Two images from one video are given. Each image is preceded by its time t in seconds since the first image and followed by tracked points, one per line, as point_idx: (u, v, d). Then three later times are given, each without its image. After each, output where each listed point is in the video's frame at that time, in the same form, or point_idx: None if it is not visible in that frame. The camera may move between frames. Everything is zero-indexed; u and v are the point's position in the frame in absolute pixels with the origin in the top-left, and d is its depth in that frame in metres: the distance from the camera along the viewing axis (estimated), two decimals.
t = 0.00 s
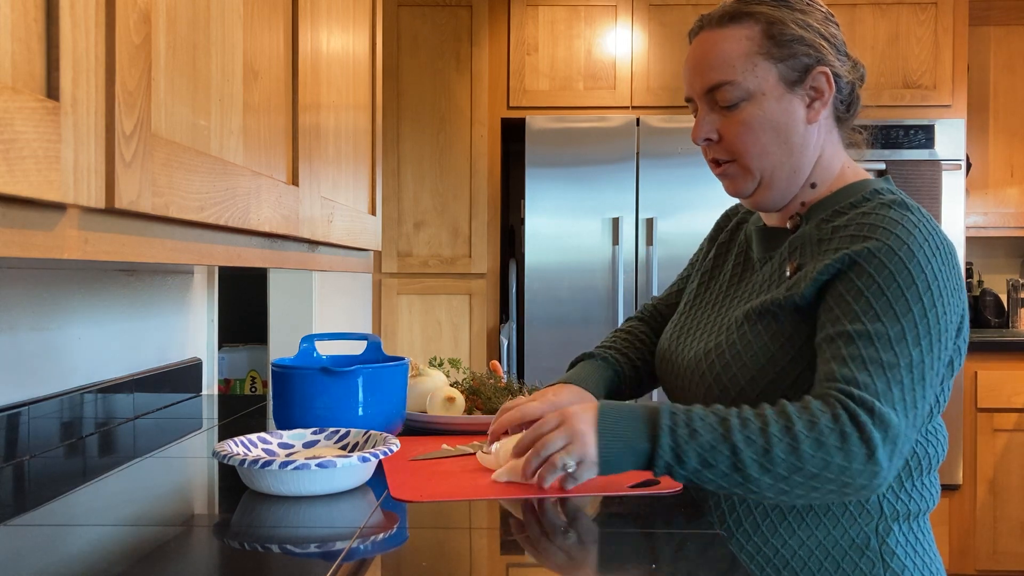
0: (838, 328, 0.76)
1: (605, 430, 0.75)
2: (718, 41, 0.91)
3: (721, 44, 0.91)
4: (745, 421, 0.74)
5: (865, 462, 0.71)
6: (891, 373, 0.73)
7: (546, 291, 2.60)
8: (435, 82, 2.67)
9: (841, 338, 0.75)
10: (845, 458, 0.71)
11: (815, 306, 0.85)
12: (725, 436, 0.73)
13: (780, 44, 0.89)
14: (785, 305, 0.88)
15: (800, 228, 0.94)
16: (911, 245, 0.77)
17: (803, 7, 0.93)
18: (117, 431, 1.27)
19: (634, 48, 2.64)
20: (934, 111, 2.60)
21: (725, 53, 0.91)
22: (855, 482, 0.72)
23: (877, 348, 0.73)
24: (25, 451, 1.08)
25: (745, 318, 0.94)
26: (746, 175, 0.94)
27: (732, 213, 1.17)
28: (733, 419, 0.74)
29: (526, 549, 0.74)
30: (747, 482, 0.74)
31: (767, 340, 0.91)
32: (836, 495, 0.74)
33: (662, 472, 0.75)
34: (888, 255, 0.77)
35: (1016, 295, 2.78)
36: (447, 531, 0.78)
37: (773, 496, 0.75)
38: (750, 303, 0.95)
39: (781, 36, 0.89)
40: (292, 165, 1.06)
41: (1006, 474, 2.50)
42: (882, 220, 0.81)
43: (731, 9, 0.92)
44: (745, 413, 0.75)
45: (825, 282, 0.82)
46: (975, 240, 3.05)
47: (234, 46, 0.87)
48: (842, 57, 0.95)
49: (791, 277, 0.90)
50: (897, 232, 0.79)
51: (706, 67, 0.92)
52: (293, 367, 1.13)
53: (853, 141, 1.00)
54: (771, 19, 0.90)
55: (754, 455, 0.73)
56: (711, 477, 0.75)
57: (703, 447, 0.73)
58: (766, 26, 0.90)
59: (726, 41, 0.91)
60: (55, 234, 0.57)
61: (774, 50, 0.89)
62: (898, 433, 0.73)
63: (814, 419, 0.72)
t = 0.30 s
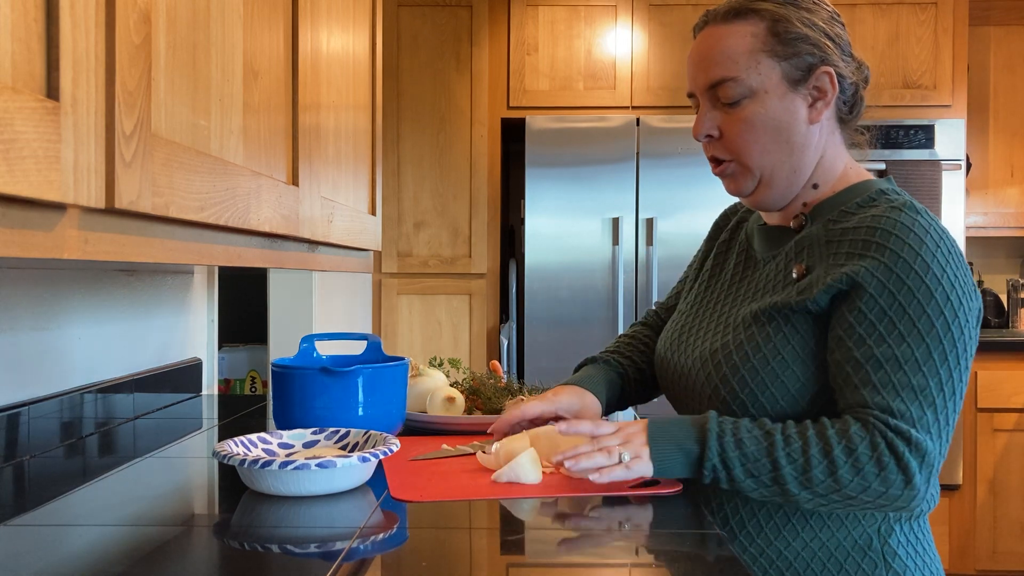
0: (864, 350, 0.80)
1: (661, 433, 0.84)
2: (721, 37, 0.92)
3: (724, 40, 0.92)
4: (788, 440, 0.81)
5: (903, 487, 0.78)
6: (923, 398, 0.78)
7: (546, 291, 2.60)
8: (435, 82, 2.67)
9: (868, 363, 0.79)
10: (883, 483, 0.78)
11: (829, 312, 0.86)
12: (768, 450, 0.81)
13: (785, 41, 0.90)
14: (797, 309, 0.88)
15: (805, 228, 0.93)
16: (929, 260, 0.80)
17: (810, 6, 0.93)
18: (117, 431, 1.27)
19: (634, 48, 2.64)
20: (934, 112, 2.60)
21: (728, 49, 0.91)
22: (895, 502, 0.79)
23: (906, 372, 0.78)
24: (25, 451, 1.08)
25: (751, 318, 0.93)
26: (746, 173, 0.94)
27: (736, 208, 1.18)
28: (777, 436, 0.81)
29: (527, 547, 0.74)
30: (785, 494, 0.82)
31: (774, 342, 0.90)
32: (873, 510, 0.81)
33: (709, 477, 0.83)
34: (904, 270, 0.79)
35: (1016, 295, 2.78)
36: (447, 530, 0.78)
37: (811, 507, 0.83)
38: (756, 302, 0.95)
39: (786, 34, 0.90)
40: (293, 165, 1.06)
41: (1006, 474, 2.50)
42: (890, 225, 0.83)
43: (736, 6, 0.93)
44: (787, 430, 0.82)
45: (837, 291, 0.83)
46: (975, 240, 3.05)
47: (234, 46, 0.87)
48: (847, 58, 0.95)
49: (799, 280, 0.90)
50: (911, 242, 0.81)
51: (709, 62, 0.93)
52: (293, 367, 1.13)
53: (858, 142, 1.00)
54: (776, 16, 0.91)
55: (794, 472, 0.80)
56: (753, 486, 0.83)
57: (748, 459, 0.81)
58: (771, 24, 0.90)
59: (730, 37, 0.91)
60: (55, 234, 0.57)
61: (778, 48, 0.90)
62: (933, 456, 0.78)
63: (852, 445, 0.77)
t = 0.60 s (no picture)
0: (849, 339, 0.80)
1: (625, 441, 0.88)
2: (726, 34, 0.92)
3: (729, 37, 0.91)
4: (758, 431, 0.81)
5: (878, 475, 0.77)
6: (904, 387, 0.77)
7: (546, 291, 2.60)
8: (436, 82, 2.67)
9: (852, 351, 0.79)
10: (857, 471, 0.77)
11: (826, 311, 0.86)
12: (740, 445, 0.81)
13: (789, 40, 0.90)
14: (796, 309, 0.87)
15: (802, 228, 0.93)
16: (923, 255, 0.80)
17: (814, 5, 0.93)
18: (117, 431, 1.27)
19: (634, 48, 2.64)
20: (934, 111, 2.60)
21: (733, 46, 0.91)
22: (869, 493, 0.78)
23: (889, 361, 0.77)
24: (25, 451, 1.08)
25: (749, 319, 0.93)
26: (747, 171, 0.94)
27: (732, 204, 1.18)
28: (748, 429, 0.82)
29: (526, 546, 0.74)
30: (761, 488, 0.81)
31: (773, 343, 0.90)
32: (849, 502, 0.80)
33: (681, 477, 0.84)
34: (900, 263, 0.79)
35: (1016, 295, 2.78)
36: (447, 530, 0.78)
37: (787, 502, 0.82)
38: (755, 303, 0.95)
39: (790, 33, 0.90)
40: (293, 165, 1.06)
41: (1007, 474, 2.49)
42: (888, 222, 0.83)
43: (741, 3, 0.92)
44: (760, 423, 0.82)
45: (834, 287, 0.83)
46: (975, 240, 3.05)
47: (234, 46, 0.87)
48: (849, 58, 0.95)
49: (798, 279, 0.90)
50: (908, 238, 0.81)
51: (713, 59, 0.92)
52: (293, 367, 1.13)
53: (856, 142, 1.00)
54: (781, 15, 0.90)
55: (768, 464, 0.80)
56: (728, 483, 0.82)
57: (720, 454, 0.81)
58: (776, 22, 0.90)
59: (735, 34, 0.91)
60: (55, 234, 0.57)
61: (782, 46, 0.90)
62: (911, 446, 0.78)
63: (826, 432, 0.78)
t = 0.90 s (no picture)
0: (827, 323, 0.78)
1: (577, 445, 0.83)
2: (721, 32, 0.91)
3: (724, 35, 0.91)
4: (711, 422, 0.78)
5: (838, 453, 0.74)
6: (874, 368, 0.74)
7: (547, 291, 2.60)
8: (435, 82, 2.67)
9: (828, 333, 0.77)
10: (816, 450, 0.74)
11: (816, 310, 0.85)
12: (693, 438, 0.77)
13: (785, 38, 0.90)
14: (789, 311, 0.87)
15: (797, 229, 0.94)
16: (913, 249, 0.79)
17: (811, 4, 0.93)
18: (117, 431, 1.27)
19: (634, 48, 2.64)
20: (934, 111, 2.60)
21: (729, 44, 0.90)
22: (830, 475, 0.74)
23: (863, 343, 0.75)
24: (25, 451, 1.08)
25: (744, 323, 0.93)
26: (744, 170, 0.94)
27: (725, 200, 1.18)
28: (701, 421, 0.78)
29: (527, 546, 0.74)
30: (720, 482, 0.77)
31: (768, 347, 0.90)
32: (814, 491, 0.76)
33: (635, 480, 0.80)
34: (888, 257, 0.78)
35: (1016, 295, 2.78)
36: (447, 530, 0.78)
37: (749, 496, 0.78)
38: (750, 308, 0.94)
39: (786, 31, 0.90)
40: (292, 165, 1.05)
41: (1007, 474, 2.49)
42: (883, 222, 0.82)
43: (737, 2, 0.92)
44: (713, 415, 0.79)
45: (823, 285, 0.82)
46: (975, 240, 3.05)
47: (234, 46, 0.87)
48: (844, 58, 0.95)
49: (792, 280, 0.89)
50: (898, 234, 0.80)
51: (708, 57, 0.92)
52: (293, 366, 1.13)
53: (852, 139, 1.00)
54: (777, 13, 0.90)
55: (724, 454, 0.76)
56: (684, 482, 0.78)
57: (673, 451, 0.78)
58: (772, 20, 0.90)
59: (731, 32, 0.91)
60: (55, 234, 0.57)
61: (778, 45, 0.90)
62: (877, 428, 0.74)
63: (783, 414, 0.75)
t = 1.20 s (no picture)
0: (796, 309, 0.78)
1: (518, 443, 0.81)
2: (713, 27, 0.92)
3: (716, 31, 0.91)
4: (656, 406, 0.76)
5: (787, 430, 0.73)
6: (834, 352, 0.73)
7: (547, 291, 2.60)
8: (435, 82, 2.67)
9: (794, 319, 0.77)
10: (764, 428, 0.73)
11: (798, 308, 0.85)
12: (638, 425, 0.76)
13: (776, 34, 0.90)
14: (771, 310, 0.87)
15: (787, 230, 0.93)
16: (893, 243, 0.78)
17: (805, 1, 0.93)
18: (117, 431, 1.27)
19: (634, 48, 2.64)
20: (934, 112, 2.61)
21: (720, 40, 0.91)
22: (779, 454, 0.73)
23: (827, 328, 0.74)
24: (25, 450, 1.08)
25: (733, 326, 0.93)
26: (734, 164, 0.94)
27: (715, 200, 1.17)
28: (646, 408, 0.77)
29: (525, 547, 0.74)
30: (669, 468, 0.75)
31: (753, 349, 0.90)
32: (764, 473, 0.75)
33: (579, 474, 0.78)
34: (866, 252, 0.77)
35: (1016, 295, 2.78)
36: (446, 531, 0.78)
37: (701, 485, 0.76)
38: (739, 310, 0.94)
39: (778, 27, 0.90)
40: (292, 165, 1.06)
41: (1007, 475, 2.49)
42: (869, 221, 0.82)
43: None
44: (658, 401, 0.78)
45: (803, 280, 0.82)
46: (975, 240, 3.05)
47: (234, 45, 0.87)
48: (839, 56, 0.95)
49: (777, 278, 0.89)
50: (882, 231, 0.79)
51: (700, 53, 0.92)
52: (293, 366, 1.13)
53: (849, 141, 1.01)
54: (768, 9, 0.90)
55: (672, 438, 0.75)
56: (632, 471, 0.76)
57: (620, 439, 0.76)
58: (764, 17, 0.90)
59: (722, 28, 0.91)
60: (55, 235, 0.57)
61: (770, 40, 0.90)
62: (831, 409, 0.73)
63: (730, 394, 0.75)
